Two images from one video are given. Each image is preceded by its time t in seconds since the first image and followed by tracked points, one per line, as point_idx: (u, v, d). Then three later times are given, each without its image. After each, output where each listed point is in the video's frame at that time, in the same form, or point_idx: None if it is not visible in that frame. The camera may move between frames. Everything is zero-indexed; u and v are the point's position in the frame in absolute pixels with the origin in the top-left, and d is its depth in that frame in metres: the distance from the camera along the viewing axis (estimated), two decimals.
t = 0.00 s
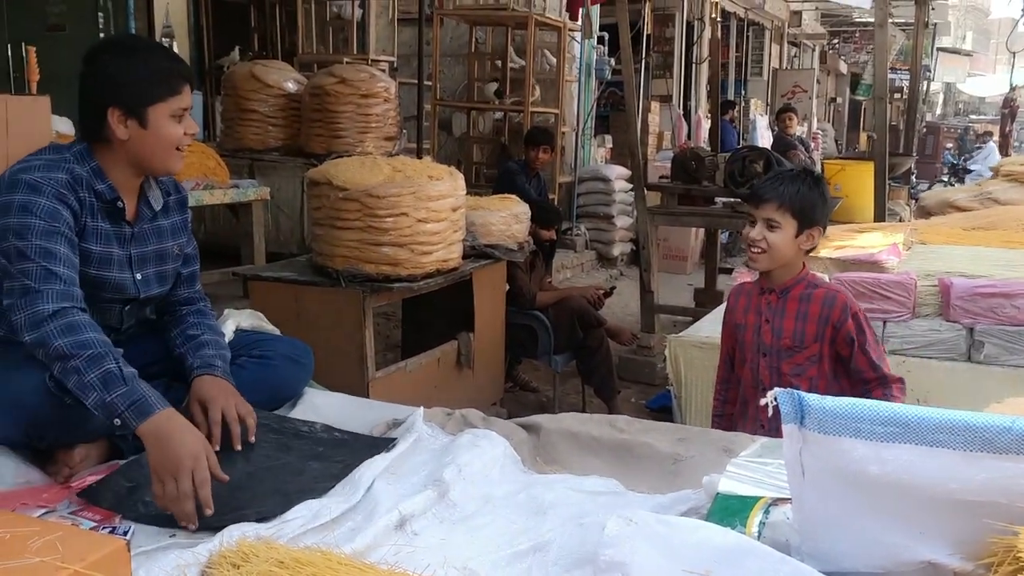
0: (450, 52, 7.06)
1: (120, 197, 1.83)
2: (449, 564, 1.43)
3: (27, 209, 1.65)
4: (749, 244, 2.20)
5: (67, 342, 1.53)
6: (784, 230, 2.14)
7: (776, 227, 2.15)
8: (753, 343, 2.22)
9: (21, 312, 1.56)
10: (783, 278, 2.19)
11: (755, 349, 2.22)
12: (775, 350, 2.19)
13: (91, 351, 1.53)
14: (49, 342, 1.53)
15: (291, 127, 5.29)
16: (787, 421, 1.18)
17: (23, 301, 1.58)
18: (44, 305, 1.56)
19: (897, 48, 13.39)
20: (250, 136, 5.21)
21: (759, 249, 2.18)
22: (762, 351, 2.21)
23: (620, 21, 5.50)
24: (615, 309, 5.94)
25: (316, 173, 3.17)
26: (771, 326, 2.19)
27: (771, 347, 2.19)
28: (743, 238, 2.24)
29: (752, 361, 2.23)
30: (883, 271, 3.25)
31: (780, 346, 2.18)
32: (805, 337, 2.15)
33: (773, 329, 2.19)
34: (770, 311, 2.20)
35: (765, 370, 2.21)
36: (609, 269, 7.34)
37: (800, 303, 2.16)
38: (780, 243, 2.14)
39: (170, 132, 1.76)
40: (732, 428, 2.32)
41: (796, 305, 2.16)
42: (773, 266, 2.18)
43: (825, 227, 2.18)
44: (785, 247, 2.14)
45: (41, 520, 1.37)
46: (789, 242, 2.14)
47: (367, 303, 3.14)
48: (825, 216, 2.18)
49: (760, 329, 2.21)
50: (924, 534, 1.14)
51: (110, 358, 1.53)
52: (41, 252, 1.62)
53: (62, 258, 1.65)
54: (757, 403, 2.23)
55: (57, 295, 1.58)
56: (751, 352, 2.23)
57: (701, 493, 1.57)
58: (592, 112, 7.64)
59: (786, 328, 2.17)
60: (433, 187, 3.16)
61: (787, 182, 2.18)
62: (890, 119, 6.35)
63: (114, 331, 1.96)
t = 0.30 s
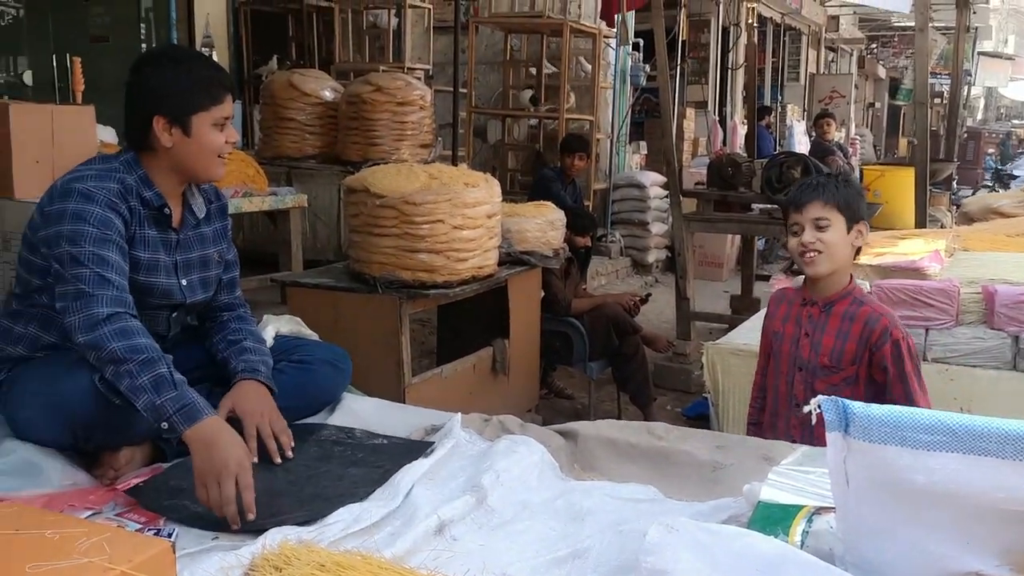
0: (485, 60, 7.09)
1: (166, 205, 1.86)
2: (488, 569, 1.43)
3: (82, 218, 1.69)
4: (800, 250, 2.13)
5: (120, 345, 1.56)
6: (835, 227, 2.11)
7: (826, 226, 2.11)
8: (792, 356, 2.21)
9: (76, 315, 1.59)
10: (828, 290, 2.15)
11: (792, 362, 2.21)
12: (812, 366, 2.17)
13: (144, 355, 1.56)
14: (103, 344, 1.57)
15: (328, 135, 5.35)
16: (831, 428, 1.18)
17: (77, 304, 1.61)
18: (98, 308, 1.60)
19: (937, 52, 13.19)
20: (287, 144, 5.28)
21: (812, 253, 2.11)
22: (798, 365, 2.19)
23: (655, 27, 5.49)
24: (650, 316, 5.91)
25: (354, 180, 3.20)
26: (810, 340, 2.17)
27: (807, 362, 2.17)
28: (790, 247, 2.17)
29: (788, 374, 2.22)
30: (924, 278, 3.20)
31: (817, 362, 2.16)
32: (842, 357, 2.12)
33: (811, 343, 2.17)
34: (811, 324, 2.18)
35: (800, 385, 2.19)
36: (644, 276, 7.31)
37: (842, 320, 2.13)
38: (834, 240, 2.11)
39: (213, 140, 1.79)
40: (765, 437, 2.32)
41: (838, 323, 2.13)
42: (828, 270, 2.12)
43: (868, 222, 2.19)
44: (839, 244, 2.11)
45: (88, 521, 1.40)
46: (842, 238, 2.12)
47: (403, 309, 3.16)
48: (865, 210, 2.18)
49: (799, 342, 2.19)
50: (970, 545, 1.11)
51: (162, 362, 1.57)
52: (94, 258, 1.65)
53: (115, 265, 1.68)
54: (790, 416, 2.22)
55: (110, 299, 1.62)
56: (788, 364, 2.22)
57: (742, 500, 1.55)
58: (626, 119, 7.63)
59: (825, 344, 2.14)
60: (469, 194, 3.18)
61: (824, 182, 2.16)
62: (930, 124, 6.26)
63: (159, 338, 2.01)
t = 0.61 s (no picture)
0: (509, 64, 7.10)
1: (195, 211, 1.88)
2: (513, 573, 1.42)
3: (114, 223, 1.70)
4: (825, 258, 2.14)
5: (148, 350, 1.56)
6: (863, 239, 2.09)
7: (853, 237, 2.10)
8: (815, 363, 2.19)
9: (106, 320, 1.60)
10: (861, 297, 2.12)
11: (815, 370, 2.19)
12: (834, 375, 2.15)
13: (171, 361, 1.56)
14: (130, 350, 1.57)
15: (353, 140, 5.38)
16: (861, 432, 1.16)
17: (108, 308, 1.62)
18: (128, 314, 1.60)
19: (967, 54, 13.04)
20: (313, 148, 5.32)
21: (835, 262, 2.12)
22: (821, 374, 2.17)
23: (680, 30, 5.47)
24: (675, 321, 5.88)
25: (379, 184, 3.22)
26: (834, 349, 2.15)
27: (830, 370, 2.15)
28: (819, 253, 2.18)
29: (811, 382, 2.20)
30: (955, 282, 3.16)
31: (839, 371, 2.13)
32: (866, 366, 2.10)
33: (835, 351, 2.15)
34: (836, 331, 2.16)
35: (821, 394, 2.17)
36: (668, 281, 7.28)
37: (868, 329, 2.10)
38: (859, 253, 2.08)
39: (223, 152, 1.78)
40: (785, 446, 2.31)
41: (864, 331, 2.11)
42: (852, 281, 2.11)
43: (906, 237, 2.13)
44: (865, 257, 2.09)
45: (118, 521, 1.41)
46: (868, 251, 2.09)
47: (429, 312, 3.17)
48: (904, 224, 2.13)
49: (823, 349, 2.18)
50: (1005, 553, 1.09)
51: (189, 368, 1.56)
52: (124, 262, 1.66)
53: (145, 269, 1.69)
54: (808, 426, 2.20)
55: (139, 305, 1.62)
56: (811, 372, 2.20)
57: (770, 506, 1.54)
58: (651, 122, 7.60)
59: (848, 353, 2.12)
60: (494, 198, 3.18)
61: (860, 190, 2.14)
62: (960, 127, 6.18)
63: (190, 342, 2.02)
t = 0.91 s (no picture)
0: (515, 60, 7.09)
1: (223, 228, 1.88)
2: (521, 568, 1.43)
3: (143, 232, 1.65)
4: (826, 254, 2.17)
5: (164, 353, 1.47)
6: (863, 238, 2.10)
7: (854, 235, 2.12)
8: (822, 364, 2.19)
9: (127, 328, 1.52)
10: (864, 297, 2.13)
11: (821, 371, 2.19)
12: (842, 376, 2.14)
13: (188, 361, 1.46)
14: (149, 356, 1.48)
15: (360, 136, 5.39)
16: (869, 429, 1.16)
17: (130, 316, 1.53)
18: (146, 320, 1.51)
19: (975, 50, 12.98)
20: (320, 144, 5.32)
21: (834, 259, 2.14)
22: (828, 375, 2.17)
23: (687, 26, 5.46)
24: (681, 317, 5.88)
25: (386, 180, 3.23)
26: (841, 349, 2.14)
27: (838, 372, 2.14)
28: (822, 249, 2.21)
29: (818, 383, 2.20)
30: (962, 278, 3.15)
31: (847, 372, 2.13)
32: (874, 367, 2.09)
33: (842, 352, 2.14)
34: (843, 331, 2.15)
35: (829, 395, 2.16)
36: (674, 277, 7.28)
37: (876, 328, 2.09)
38: (856, 251, 2.10)
39: (242, 169, 1.74)
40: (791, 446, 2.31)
41: (871, 330, 2.10)
42: (851, 279, 2.12)
43: (911, 240, 2.12)
44: (861, 255, 2.10)
45: (127, 516, 1.42)
46: (866, 251, 2.10)
47: (435, 308, 3.16)
48: (910, 226, 2.11)
49: (829, 350, 2.17)
50: (1012, 550, 1.09)
51: (207, 365, 1.46)
52: (150, 270, 1.59)
53: (173, 278, 1.62)
54: (815, 428, 2.20)
55: (158, 308, 1.53)
56: (818, 373, 2.20)
57: (777, 502, 1.54)
58: (657, 118, 7.59)
59: (856, 354, 2.12)
60: (501, 194, 3.19)
61: (869, 188, 2.15)
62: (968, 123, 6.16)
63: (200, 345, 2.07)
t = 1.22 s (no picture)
0: (518, 54, 7.08)
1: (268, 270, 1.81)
2: (526, 560, 1.43)
3: (221, 267, 1.53)
4: (823, 251, 2.16)
5: (259, 377, 1.36)
6: (860, 234, 2.09)
7: (851, 231, 2.10)
8: (827, 359, 2.16)
9: (220, 353, 1.40)
10: (865, 290, 2.12)
11: (827, 366, 2.16)
12: (852, 368, 2.13)
13: (282, 388, 1.35)
14: (242, 382, 1.36)
15: (362, 130, 5.38)
16: (877, 421, 1.16)
17: (218, 344, 1.42)
18: (242, 344, 1.41)
19: (978, 44, 12.95)
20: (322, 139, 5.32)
21: (834, 256, 2.13)
22: (836, 368, 2.15)
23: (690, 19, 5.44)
24: (684, 311, 5.88)
25: (389, 174, 3.22)
26: (848, 342, 2.14)
27: (847, 365, 2.13)
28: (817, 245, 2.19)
29: (823, 377, 2.17)
30: (966, 272, 3.15)
31: (858, 364, 2.12)
32: (885, 356, 2.10)
33: (850, 345, 2.14)
34: (849, 324, 2.14)
35: (838, 389, 2.15)
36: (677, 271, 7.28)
37: (882, 318, 2.10)
38: (855, 247, 2.09)
39: (291, 221, 1.62)
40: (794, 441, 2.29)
41: (879, 320, 2.10)
42: (853, 275, 2.11)
43: (908, 232, 2.11)
44: (861, 251, 2.09)
45: (133, 507, 1.42)
46: (864, 246, 2.09)
47: (439, 302, 3.15)
48: (907, 218, 2.11)
49: (836, 344, 2.15)
50: (1020, 540, 1.09)
51: (299, 395, 1.35)
52: (229, 303, 1.47)
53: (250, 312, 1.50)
54: (825, 423, 2.18)
55: (254, 337, 1.43)
56: (822, 368, 2.17)
57: (783, 494, 1.55)
58: (660, 112, 7.57)
59: (865, 345, 2.12)
60: (504, 187, 3.18)
61: (863, 181, 2.14)
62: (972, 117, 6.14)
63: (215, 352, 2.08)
